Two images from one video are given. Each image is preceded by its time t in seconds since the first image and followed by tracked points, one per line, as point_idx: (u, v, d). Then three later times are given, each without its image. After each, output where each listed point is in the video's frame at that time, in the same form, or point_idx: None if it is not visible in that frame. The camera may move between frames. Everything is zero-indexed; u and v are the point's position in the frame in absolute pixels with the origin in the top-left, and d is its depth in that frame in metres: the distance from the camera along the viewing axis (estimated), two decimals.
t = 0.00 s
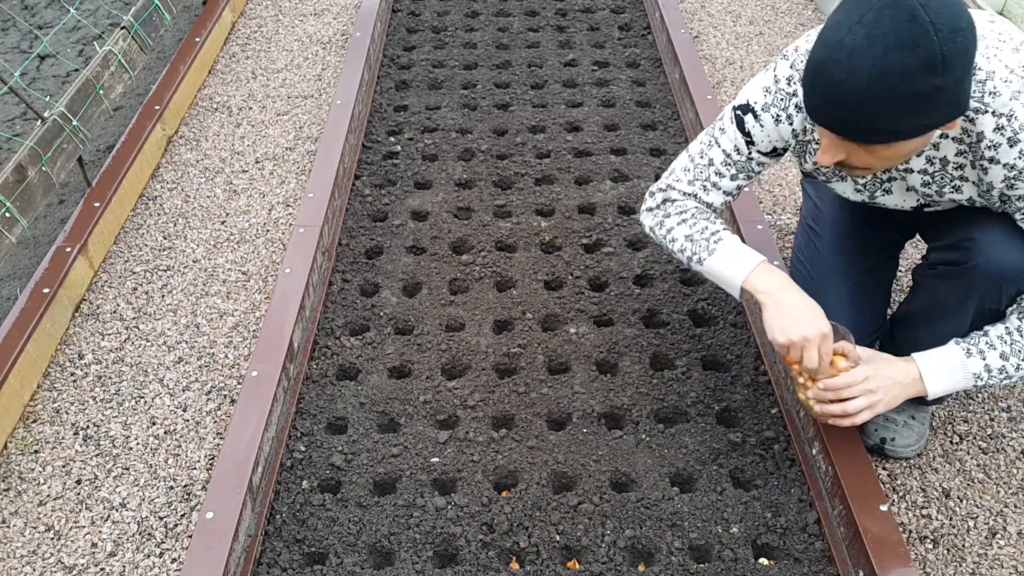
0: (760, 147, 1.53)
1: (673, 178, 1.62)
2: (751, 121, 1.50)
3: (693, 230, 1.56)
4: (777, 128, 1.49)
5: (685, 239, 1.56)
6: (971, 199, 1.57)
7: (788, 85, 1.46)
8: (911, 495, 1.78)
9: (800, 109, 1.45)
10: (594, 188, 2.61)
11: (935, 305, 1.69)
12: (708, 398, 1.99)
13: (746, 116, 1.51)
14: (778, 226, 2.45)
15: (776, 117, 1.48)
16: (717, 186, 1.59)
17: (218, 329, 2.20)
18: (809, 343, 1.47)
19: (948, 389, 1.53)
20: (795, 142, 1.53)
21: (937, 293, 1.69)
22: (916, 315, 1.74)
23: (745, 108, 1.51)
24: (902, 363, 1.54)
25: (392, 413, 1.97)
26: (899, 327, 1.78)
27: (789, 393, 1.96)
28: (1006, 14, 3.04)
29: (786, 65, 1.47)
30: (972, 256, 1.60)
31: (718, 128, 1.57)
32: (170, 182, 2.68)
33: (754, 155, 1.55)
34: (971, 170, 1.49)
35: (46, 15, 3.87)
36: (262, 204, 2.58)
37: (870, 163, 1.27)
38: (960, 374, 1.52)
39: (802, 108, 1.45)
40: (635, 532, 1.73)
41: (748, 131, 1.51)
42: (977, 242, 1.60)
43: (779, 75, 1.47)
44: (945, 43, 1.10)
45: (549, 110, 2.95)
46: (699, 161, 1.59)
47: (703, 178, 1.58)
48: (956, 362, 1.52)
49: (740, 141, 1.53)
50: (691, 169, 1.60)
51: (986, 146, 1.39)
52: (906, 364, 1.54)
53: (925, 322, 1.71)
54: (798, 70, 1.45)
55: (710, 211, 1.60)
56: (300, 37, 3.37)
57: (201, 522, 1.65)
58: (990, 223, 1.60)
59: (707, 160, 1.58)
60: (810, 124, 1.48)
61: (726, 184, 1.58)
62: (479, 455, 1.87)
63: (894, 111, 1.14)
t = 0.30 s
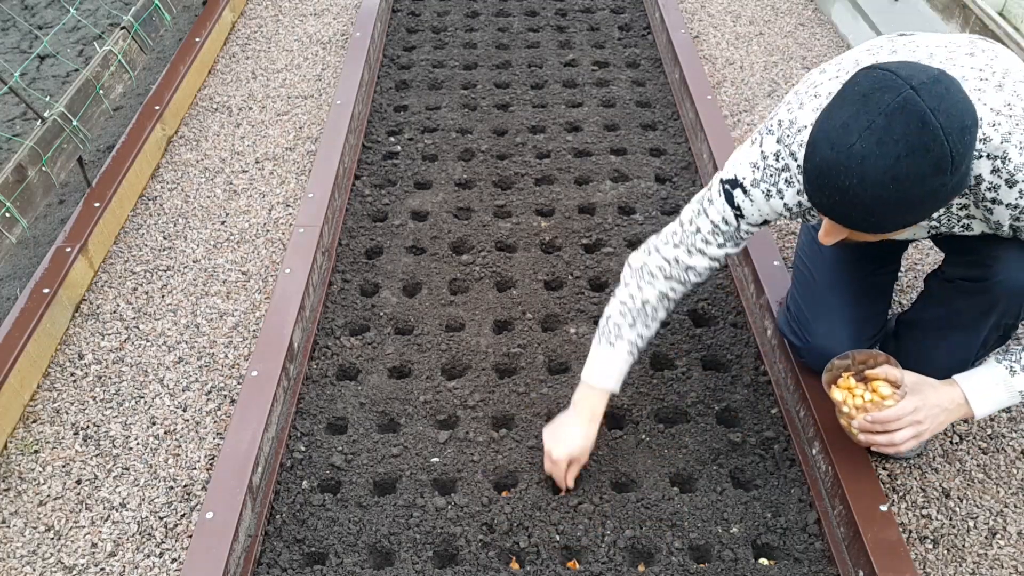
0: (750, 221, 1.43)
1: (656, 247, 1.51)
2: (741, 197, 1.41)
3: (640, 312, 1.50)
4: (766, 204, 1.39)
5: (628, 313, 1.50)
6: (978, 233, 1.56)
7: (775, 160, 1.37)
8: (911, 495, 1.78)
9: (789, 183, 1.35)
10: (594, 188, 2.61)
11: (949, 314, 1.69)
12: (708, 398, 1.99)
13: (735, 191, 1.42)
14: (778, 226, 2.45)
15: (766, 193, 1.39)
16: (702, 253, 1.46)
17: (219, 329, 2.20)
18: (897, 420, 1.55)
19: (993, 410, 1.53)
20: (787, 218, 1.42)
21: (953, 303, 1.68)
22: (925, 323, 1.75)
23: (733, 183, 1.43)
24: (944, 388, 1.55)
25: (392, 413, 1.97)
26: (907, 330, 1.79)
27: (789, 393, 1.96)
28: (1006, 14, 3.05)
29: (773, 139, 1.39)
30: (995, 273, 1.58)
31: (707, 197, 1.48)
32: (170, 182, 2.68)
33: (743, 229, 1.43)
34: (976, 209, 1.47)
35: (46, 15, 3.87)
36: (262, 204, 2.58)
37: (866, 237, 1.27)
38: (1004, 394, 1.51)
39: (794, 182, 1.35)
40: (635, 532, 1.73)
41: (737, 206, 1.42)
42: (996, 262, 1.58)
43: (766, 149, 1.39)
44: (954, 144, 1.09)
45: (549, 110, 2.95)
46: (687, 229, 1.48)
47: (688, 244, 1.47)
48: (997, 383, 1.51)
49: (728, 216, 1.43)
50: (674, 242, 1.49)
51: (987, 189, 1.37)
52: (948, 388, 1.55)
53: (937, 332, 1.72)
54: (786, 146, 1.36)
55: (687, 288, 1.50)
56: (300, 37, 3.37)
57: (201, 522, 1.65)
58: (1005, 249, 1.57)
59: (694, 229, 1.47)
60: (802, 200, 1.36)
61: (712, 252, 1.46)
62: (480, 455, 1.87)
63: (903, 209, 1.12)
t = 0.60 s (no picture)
0: (774, 195, 1.48)
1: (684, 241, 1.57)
2: (763, 170, 1.46)
3: (673, 272, 1.58)
4: (788, 177, 1.45)
5: (670, 313, 1.58)
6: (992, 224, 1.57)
7: (795, 134, 1.42)
8: (911, 495, 1.78)
9: (812, 155, 1.41)
10: (594, 188, 2.61)
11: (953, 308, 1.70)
12: (708, 398, 1.99)
13: (757, 165, 1.47)
14: (778, 226, 2.45)
15: (787, 166, 1.44)
16: (730, 237, 1.53)
17: (218, 329, 2.20)
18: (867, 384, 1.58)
19: (991, 407, 1.55)
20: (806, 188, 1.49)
21: (958, 297, 1.69)
22: (931, 319, 1.75)
23: (755, 157, 1.47)
24: (941, 385, 1.56)
25: (392, 413, 1.97)
26: (907, 328, 1.81)
27: (789, 393, 1.96)
28: (1006, 14, 3.05)
29: (794, 111, 1.44)
30: (998, 264, 1.59)
31: (729, 176, 1.53)
32: (170, 182, 2.68)
33: (767, 204, 1.49)
34: (995, 200, 1.47)
35: (46, 15, 3.87)
36: (262, 204, 2.58)
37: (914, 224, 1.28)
38: (1003, 392, 1.53)
39: (815, 154, 1.41)
40: (635, 532, 1.73)
41: (760, 179, 1.47)
42: (999, 253, 1.59)
43: (788, 122, 1.44)
44: (1008, 127, 1.10)
45: (549, 110, 2.95)
46: (712, 212, 1.54)
47: (715, 229, 1.53)
48: (996, 380, 1.53)
49: (752, 193, 1.49)
50: (702, 229, 1.55)
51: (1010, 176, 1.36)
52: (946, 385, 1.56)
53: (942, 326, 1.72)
54: (807, 117, 1.41)
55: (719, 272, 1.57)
56: (300, 37, 3.37)
57: (201, 522, 1.65)
58: (1010, 239, 1.57)
59: (718, 211, 1.53)
60: (820, 171, 1.44)
61: (739, 233, 1.53)
62: (480, 455, 1.87)
63: (959, 195, 1.14)
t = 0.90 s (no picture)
0: (772, 119, 1.64)
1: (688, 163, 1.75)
2: (762, 94, 1.61)
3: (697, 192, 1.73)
4: (783, 99, 1.60)
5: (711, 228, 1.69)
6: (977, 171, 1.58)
7: (792, 60, 1.56)
8: (911, 495, 1.79)
9: (806, 80, 1.55)
10: (594, 188, 2.61)
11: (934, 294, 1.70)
12: (708, 398, 1.99)
13: (756, 89, 1.62)
14: (778, 226, 2.45)
15: (783, 88, 1.59)
16: (733, 163, 1.72)
17: (219, 329, 2.20)
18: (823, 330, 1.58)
19: (949, 367, 1.57)
20: (801, 117, 1.63)
21: (938, 277, 1.70)
22: (916, 307, 1.75)
23: (754, 82, 1.63)
24: (903, 341, 1.59)
25: (392, 413, 1.97)
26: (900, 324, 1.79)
27: (789, 393, 1.96)
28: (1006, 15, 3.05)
29: (792, 36, 1.57)
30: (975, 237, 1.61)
31: (731, 103, 1.70)
32: (170, 182, 2.68)
33: (767, 127, 1.66)
34: (977, 141, 1.50)
35: (46, 15, 3.87)
36: (262, 204, 2.58)
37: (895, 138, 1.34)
38: (964, 351, 1.56)
39: (809, 78, 1.55)
40: (635, 532, 1.73)
41: (759, 104, 1.63)
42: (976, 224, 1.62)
43: (785, 46, 1.57)
44: (958, 24, 1.16)
45: (548, 110, 2.95)
46: (712, 140, 1.72)
47: (718, 157, 1.71)
48: (957, 340, 1.56)
49: (753, 116, 1.65)
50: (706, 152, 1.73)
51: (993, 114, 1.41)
52: (908, 342, 1.59)
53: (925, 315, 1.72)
54: (805, 42, 1.54)
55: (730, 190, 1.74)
56: (300, 37, 3.37)
57: (201, 522, 1.65)
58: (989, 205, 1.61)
59: (721, 138, 1.70)
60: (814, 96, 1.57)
61: (741, 160, 1.71)
62: (480, 455, 1.87)
63: (915, 96, 1.21)
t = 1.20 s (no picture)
0: (782, 199, 1.52)
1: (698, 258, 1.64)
2: (768, 178, 1.49)
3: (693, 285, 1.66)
4: (791, 180, 1.48)
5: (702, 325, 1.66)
6: (994, 220, 1.59)
7: (796, 136, 1.44)
8: (911, 495, 1.79)
9: (808, 160, 1.43)
10: (594, 188, 2.61)
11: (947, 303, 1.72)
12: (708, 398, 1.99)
13: (761, 173, 1.50)
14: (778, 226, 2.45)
15: (790, 170, 1.47)
16: (744, 245, 1.59)
17: (219, 329, 2.20)
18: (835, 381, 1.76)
19: (999, 401, 1.57)
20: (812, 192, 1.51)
21: (956, 293, 1.70)
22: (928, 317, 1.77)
23: (759, 165, 1.51)
24: (954, 382, 1.58)
25: (392, 413, 1.97)
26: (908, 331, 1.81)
27: (789, 393, 1.96)
28: (1006, 14, 3.05)
29: (791, 117, 1.45)
30: (1000, 259, 1.61)
31: (737, 182, 1.56)
32: (170, 182, 2.68)
33: (776, 208, 1.54)
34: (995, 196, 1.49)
35: (46, 15, 3.87)
36: (262, 204, 2.58)
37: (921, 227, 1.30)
38: (1012, 386, 1.55)
39: (816, 157, 1.42)
40: (635, 532, 1.73)
41: (766, 186, 1.50)
42: (1000, 246, 1.60)
43: (785, 128, 1.46)
44: (1009, 127, 1.13)
45: (548, 110, 2.95)
46: (723, 223, 1.60)
47: (728, 238, 1.59)
48: (1006, 376, 1.55)
49: (759, 201, 1.53)
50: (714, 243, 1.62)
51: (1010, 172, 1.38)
52: (958, 383, 1.58)
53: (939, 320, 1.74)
54: (805, 122, 1.42)
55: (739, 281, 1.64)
56: (300, 37, 3.37)
57: (201, 522, 1.65)
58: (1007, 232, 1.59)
59: (730, 220, 1.59)
60: (823, 173, 1.45)
61: (753, 240, 1.58)
62: (480, 455, 1.87)
63: (957, 205, 1.17)
